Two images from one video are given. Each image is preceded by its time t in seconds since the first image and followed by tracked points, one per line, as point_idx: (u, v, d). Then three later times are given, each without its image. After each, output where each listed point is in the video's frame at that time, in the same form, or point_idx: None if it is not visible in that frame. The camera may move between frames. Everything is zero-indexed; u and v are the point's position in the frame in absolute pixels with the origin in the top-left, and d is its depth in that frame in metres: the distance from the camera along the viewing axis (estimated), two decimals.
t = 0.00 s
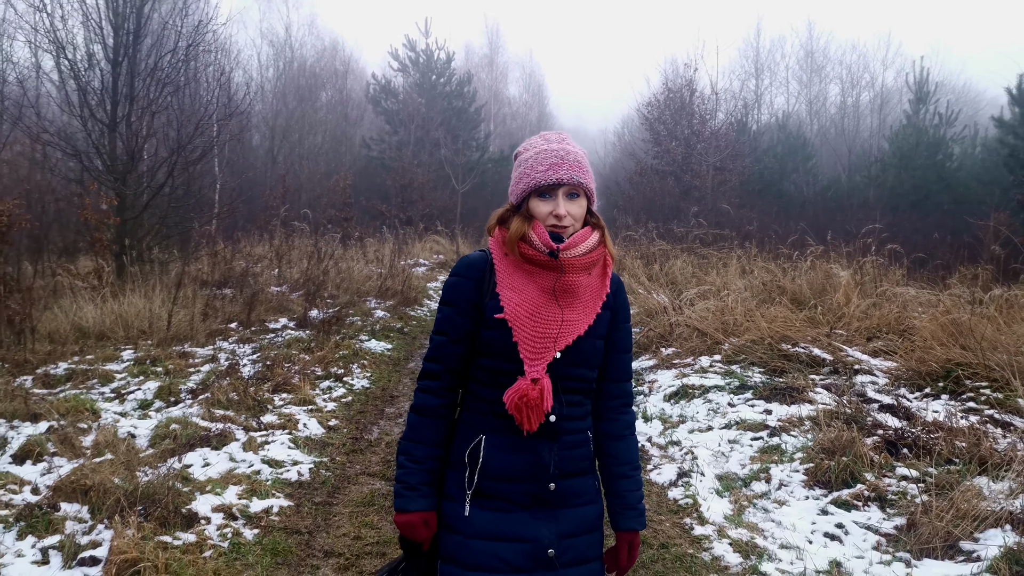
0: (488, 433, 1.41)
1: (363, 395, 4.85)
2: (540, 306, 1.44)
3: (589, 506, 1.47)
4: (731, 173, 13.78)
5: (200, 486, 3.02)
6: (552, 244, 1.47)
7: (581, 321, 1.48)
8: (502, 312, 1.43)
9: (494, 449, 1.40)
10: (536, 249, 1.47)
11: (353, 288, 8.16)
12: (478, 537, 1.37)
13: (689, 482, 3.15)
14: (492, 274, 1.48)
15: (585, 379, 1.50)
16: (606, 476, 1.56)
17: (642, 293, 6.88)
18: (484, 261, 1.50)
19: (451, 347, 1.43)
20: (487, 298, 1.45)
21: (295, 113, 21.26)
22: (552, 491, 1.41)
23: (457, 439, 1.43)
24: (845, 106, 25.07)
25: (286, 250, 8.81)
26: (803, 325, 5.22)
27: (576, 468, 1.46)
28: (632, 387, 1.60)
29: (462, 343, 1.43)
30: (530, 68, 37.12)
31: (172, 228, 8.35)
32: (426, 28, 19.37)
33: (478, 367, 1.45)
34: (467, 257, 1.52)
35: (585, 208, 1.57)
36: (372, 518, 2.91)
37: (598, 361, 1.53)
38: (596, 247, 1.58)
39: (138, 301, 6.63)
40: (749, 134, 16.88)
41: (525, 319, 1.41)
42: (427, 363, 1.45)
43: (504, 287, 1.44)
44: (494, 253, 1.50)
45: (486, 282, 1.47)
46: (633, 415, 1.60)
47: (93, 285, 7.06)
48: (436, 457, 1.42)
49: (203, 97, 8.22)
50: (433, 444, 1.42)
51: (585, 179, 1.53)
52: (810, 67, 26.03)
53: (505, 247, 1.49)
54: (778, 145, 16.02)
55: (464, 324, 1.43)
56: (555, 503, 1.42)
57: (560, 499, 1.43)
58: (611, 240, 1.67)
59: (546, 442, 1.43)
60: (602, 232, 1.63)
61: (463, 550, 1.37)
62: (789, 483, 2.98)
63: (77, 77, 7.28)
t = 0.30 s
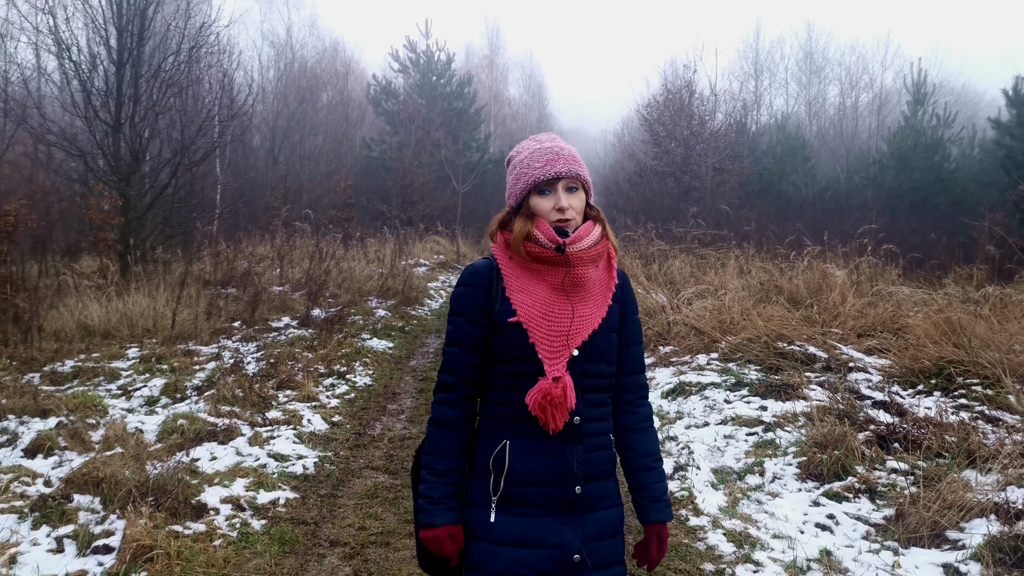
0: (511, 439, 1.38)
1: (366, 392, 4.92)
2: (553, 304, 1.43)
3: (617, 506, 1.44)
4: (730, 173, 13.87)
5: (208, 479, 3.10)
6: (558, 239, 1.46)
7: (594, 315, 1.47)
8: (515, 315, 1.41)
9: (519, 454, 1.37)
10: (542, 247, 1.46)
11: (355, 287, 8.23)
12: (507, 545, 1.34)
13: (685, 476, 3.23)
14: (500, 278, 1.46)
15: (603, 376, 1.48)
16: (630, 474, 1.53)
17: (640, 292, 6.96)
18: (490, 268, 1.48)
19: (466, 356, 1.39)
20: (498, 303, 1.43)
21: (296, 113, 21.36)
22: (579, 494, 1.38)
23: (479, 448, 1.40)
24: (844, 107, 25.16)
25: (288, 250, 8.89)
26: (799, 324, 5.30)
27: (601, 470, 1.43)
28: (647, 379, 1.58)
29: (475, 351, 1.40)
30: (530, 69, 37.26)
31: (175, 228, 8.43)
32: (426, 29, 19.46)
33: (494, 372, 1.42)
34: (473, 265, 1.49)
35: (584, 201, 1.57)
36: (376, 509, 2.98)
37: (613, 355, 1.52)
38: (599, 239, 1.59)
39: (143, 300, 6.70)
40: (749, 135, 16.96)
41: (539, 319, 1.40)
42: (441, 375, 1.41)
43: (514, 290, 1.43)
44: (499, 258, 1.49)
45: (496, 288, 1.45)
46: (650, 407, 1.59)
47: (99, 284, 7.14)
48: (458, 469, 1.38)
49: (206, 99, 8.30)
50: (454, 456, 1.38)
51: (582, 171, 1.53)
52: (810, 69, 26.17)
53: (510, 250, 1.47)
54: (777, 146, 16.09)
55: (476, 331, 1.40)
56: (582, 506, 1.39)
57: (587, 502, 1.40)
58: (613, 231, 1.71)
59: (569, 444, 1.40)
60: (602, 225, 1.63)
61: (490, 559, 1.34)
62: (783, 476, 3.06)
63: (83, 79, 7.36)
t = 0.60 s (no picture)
0: (513, 439, 1.39)
1: (367, 390, 5.00)
2: (557, 311, 1.43)
3: (622, 514, 1.40)
4: (729, 173, 13.95)
5: (215, 474, 3.18)
6: (562, 247, 1.45)
7: (599, 321, 1.45)
8: (521, 321, 1.43)
9: (519, 454, 1.38)
10: (547, 255, 1.46)
11: (356, 287, 8.32)
12: (501, 544, 1.34)
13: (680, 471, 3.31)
14: (507, 285, 1.48)
15: (609, 381, 1.46)
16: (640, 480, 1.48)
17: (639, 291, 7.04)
18: (498, 275, 1.51)
19: (474, 360, 1.42)
20: (505, 309, 1.45)
21: (297, 113, 21.45)
22: (578, 499, 1.37)
23: (484, 450, 1.42)
24: (843, 106, 25.25)
25: (289, 251, 8.97)
26: (795, 322, 5.37)
27: (604, 475, 1.40)
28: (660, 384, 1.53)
29: (483, 356, 1.43)
30: (530, 69, 37.39)
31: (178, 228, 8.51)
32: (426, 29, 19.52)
33: (501, 375, 1.44)
34: (482, 272, 1.53)
35: (591, 210, 1.56)
36: (378, 504, 3.06)
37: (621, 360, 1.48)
38: (607, 246, 1.56)
39: (146, 299, 6.78)
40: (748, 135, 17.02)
41: (544, 325, 1.41)
42: (449, 379, 1.45)
43: (520, 297, 1.44)
44: (507, 266, 1.51)
45: (503, 295, 1.47)
46: (664, 413, 1.53)
47: (103, 284, 7.23)
48: (463, 470, 1.40)
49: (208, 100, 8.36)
50: (459, 458, 1.40)
51: (588, 182, 1.52)
52: (809, 69, 26.28)
53: (516, 258, 1.49)
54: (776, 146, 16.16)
55: (484, 336, 1.43)
56: (582, 511, 1.37)
57: (586, 507, 1.38)
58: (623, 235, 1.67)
59: (570, 447, 1.39)
60: (613, 232, 1.61)
61: (485, 556, 1.34)
62: (775, 471, 3.14)
63: (86, 81, 7.44)
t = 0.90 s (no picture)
0: (488, 430, 1.46)
1: (366, 388, 5.08)
2: (531, 307, 1.49)
3: (593, 508, 1.42)
4: (727, 174, 14.04)
5: (216, 469, 3.25)
6: (536, 244, 1.52)
7: (571, 318, 1.48)
8: (498, 316, 1.50)
9: (492, 444, 1.44)
10: (524, 253, 1.53)
11: (355, 287, 8.38)
12: (472, 528, 1.40)
13: (672, 466, 3.38)
14: (491, 284, 1.57)
15: (583, 375, 1.48)
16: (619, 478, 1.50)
17: (635, 291, 7.11)
18: (487, 276, 1.61)
19: (459, 357, 1.52)
20: (488, 307, 1.53)
21: (296, 114, 21.51)
22: (546, 488, 1.40)
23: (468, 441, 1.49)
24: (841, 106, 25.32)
25: (289, 251, 9.04)
26: (788, 322, 5.45)
27: (576, 468, 1.42)
28: (643, 383, 1.54)
29: (468, 352, 1.52)
30: (529, 69, 37.49)
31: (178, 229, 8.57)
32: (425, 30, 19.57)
33: (483, 370, 1.52)
34: (474, 273, 1.63)
35: (575, 211, 1.60)
36: (376, 498, 3.13)
37: (596, 355, 1.50)
38: (588, 245, 1.58)
39: (148, 299, 6.85)
40: (746, 135, 17.09)
41: (515, 320, 1.47)
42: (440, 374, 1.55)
43: (498, 293, 1.52)
44: (493, 265, 1.60)
45: (489, 293, 1.56)
46: (647, 413, 1.54)
47: (105, 284, 7.29)
48: (448, 460, 1.48)
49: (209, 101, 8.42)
50: (446, 449, 1.49)
51: (571, 183, 1.57)
52: (807, 69, 26.38)
53: (498, 256, 1.57)
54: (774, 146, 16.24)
55: (469, 333, 1.52)
56: (551, 501, 1.41)
57: (557, 498, 1.41)
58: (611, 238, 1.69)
59: (539, 439, 1.43)
60: (599, 233, 1.63)
61: (460, 541, 1.40)
62: (764, 466, 3.21)
63: (88, 84, 7.50)
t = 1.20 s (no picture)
0: (472, 418, 1.54)
1: (365, 385, 5.16)
2: (504, 300, 1.55)
3: (569, 493, 1.45)
4: (726, 174, 14.17)
5: (218, 462, 3.33)
6: (508, 238, 1.56)
7: (541, 310, 1.50)
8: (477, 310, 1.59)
9: (474, 431, 1.52)
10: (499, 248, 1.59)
11: (355, 286, 8.46)
12: (458, 510, 1.49)
13: (663, 460, 3.46)
14: (475, 279, 1.66)
15: (557, 366, 1.49)
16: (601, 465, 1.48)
17: (632, 290, 7.17)
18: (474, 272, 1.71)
19: (447, 349, 1.63)
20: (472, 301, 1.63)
21: (298, 115, 21.61)
22: (522, 473, 1.45)
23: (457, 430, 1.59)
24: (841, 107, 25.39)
25: (290, 251, 9.13)
26: (782, 320, 5.51)
27: (551, 455, 1.45)
28: (624, 370, 1.50)
29: (455, 345, 1.62)
30: (529, 70, 37.61)
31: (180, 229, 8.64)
32: (426, 31, 19.65)
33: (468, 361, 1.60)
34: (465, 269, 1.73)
35: (554, 205, 1.63)
36: (373, 490, 3.21)
37: (571, 346, 1.51)
38: (562, 239, 1.58)
39: (150, 298, 6.93)
40: (745, 136, 17.14)
41: (490, 313, 1.55)
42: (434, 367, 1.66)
43: (479, 287, 1.61)
44: (479, 260, 1.68)
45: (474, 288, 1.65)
46: (629, 399, 1.49)
47: (108, 283, 7.37)
48: (439, 447, 1.59)
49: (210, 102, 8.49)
50: (437, 436, 1.59)
51: (551, 176, 1.61)
52: (807, 70, 26.44)
53: (481, 251, 1.65)
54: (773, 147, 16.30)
55: (454, 327, 1.63)
56: (528, 486, 1.45)
57: (535, 483, 1.45)
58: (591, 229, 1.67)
59: (515, 426, 1.47)
60: (579, 225, 1.62)
61: (447, 521, 1.50)
62: (753, 459, 3.29)
63: (91, 85, 7.58)
